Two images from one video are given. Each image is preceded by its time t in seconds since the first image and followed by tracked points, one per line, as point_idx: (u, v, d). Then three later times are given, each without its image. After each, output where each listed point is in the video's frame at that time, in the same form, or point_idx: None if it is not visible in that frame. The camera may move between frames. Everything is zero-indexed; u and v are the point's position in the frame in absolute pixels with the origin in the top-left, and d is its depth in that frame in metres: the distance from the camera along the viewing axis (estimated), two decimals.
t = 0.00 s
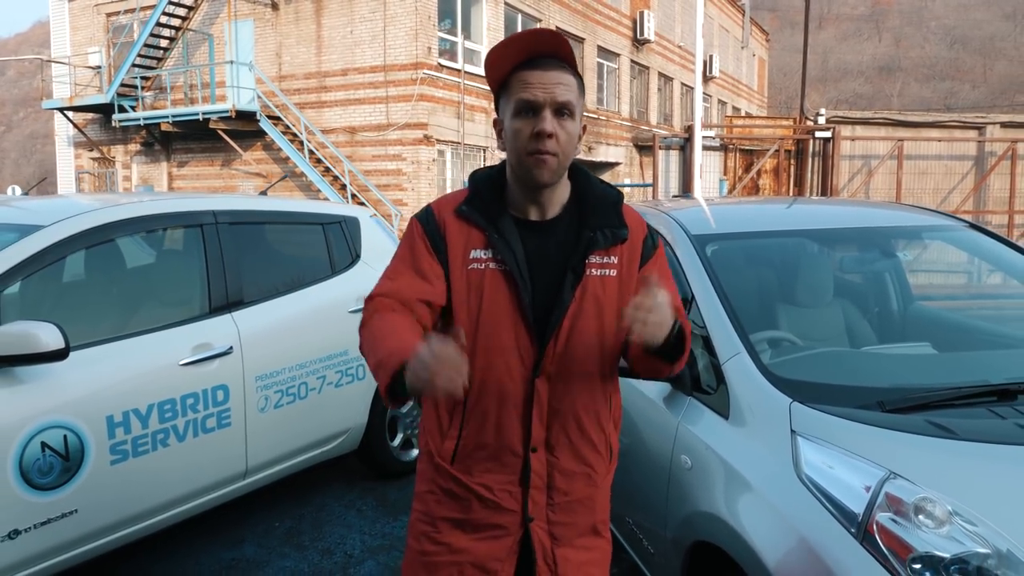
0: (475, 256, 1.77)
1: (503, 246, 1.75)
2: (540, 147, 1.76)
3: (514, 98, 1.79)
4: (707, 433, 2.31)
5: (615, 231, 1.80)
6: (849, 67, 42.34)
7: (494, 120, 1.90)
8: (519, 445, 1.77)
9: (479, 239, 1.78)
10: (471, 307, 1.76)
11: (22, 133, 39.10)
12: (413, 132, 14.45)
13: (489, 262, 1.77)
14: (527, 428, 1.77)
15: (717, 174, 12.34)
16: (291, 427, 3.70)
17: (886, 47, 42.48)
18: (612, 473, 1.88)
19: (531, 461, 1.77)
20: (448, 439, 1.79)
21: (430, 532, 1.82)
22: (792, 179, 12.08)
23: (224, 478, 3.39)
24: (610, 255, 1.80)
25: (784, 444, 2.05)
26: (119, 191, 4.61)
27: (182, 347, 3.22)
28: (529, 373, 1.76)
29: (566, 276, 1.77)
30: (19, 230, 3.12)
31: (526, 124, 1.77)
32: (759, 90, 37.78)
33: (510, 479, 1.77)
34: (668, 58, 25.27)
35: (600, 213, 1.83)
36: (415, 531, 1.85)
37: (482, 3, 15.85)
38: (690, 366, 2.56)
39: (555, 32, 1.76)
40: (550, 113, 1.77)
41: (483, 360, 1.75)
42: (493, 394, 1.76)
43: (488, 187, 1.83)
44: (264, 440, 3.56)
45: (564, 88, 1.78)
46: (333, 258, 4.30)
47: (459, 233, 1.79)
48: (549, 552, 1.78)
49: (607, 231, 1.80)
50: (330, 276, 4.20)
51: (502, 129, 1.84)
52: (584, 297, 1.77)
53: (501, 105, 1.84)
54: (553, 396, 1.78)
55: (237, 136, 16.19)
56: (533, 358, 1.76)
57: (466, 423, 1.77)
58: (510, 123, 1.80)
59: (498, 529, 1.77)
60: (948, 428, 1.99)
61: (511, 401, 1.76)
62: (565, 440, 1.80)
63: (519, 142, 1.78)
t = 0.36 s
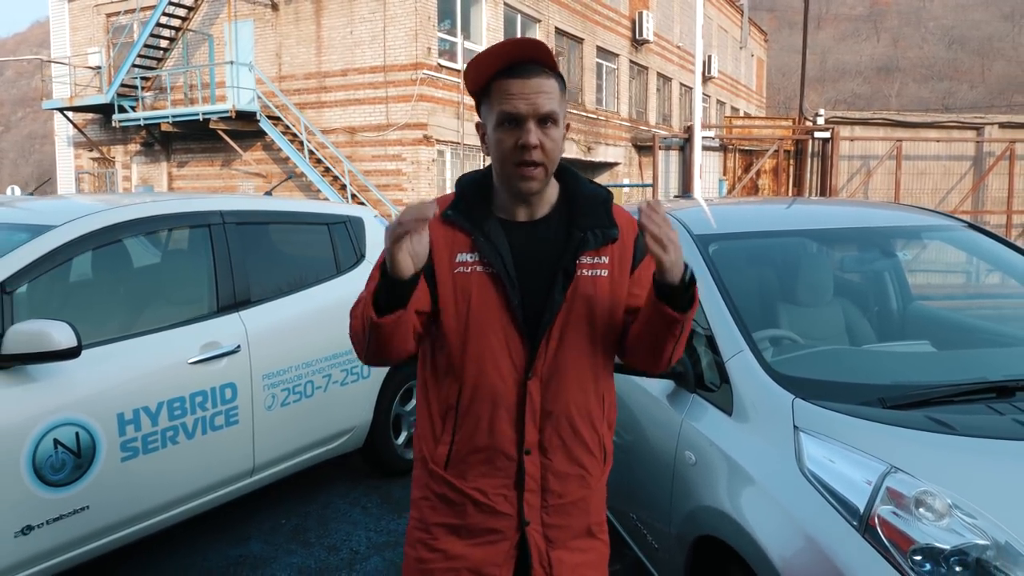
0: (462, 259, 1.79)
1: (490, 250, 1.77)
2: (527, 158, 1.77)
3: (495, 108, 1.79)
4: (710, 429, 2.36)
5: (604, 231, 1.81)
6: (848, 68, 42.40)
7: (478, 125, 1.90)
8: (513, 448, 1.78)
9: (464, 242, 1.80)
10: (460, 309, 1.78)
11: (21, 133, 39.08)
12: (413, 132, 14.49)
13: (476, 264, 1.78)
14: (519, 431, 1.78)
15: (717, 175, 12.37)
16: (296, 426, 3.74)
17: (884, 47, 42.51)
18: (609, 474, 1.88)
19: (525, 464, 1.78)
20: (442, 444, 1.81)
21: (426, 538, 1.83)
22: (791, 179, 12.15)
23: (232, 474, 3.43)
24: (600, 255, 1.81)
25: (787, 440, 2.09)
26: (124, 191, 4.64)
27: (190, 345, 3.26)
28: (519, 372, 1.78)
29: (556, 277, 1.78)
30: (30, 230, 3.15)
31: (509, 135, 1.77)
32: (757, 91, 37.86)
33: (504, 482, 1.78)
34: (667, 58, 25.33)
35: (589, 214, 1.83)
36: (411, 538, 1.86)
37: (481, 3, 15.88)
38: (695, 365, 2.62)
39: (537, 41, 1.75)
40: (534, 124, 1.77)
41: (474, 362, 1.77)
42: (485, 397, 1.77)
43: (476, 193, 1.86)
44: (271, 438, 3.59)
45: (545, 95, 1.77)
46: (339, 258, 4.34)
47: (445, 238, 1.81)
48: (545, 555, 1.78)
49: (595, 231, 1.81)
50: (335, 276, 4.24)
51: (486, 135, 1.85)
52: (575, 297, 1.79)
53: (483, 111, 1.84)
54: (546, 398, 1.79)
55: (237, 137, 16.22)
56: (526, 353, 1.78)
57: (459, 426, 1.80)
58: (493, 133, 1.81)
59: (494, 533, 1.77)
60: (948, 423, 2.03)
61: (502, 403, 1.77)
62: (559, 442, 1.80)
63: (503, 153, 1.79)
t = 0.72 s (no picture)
0: (424, 270, 1.71)
1: (454, 258, 1.68)
2: (484, 150, 1.72)
3: (448, 99, 1.73)
4: (711, 429, 2.37)
5: (570, 228, 1.75)
6: (846, 67, 42.37)
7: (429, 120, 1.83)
8: (493, 463, 1.71)
9: (425, 252, 1.72)
10: (426, 322, 1.70)
11: (19, 133, 39.09)
12: (412, 133, 14.50)
13: (440, 275, 1.70)
14: (497, 445, 1.71)
15: (716, 174, 12.41)
16: (298, 425, 3.75)
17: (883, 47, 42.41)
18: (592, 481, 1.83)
19: (507, 479, 1.71)
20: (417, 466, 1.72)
21: (410, 564, 1.75)
22: (790, 180, 12.19)
23: (234, 474, 3.44)
24: (569, 254, 1.75)
25: (788, 439, 2.10)
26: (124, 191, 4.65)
27: (193, 346, 3.27)
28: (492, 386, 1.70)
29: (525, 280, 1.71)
30: (33, 231, 3.15)
31: (465, 127, 1.72)
32: (756, 90, 37.89)
33: (487, 499, 1.71)
34: (666, 58, 25.37)
35: (552, 211, 1.79)
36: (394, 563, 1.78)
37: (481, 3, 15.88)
38: (696, 364, 2.64)
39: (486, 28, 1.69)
40: (489, 113, 1.71)
41: (445, 378, 1.69)
42: (460, 413, 1.69)
43: (433, 195, 1.78)
44: (272, 437, 3.60)
45: (499, 83, 1.72)
46: (340, 258, 4.35)
47: (404, 250, 1.72)
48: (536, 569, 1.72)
49: (561, 230, 1.75)
50: (336, 275, 4.25)
51: (439, 130, 1.78)
52: (546, 299, 1.71)
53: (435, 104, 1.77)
54: (523, 409, 1.71)
55: (236, 136, 16.22)
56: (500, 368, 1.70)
57: (435, 444, 1.71)
58: (446, 126, 1.74)
59: (481, 555, 1.71)
60: (948, 422, 2.04)
61: (479, 419, 1.69)
62: (540, 453, 1.73)
63: (459, 147, 1.73)
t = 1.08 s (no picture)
0: (383, 282, 1.67)
1: (413, 269, 1.64)
2: (442, 151, 1.67)
3: (403, 96, 1.68)
4: (706, 432, 2.34)
5: (537, 230, 1.71)
6: (843, 67, 42.30)
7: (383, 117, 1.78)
8: (463, 481, 1.68)
9: (383, 263, 1.68)
10: (388, 336, 1.67)
11: (15, 133, 39.03)
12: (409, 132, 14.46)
13: (399, 286, 1.67)
14: (468, 461, 1.68)
15: (712, 174, 12.51)
16: (290, 428, 3.72)
17: (879, 46, 42.25)
18: (570, 492, 1.80)
19: (479, 496, 1.68)
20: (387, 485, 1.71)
21: None
22: (787, 179, 12.17)
23: (226, 477, 3.40)
24: (536, 259, 1.71)
25: (783, 442, 2.08)
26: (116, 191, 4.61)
27: (183, 347, 3.24)
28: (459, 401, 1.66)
29: (491, 289, 1.67)
30: (22, 231, 3.11)
31: (422, 127, 1.67)
32: (753, 90, 37.89)
33: (460, 518, 1.69)
34: (664, 58, 25.34)
35: (519, 213, 1.74)
36: None
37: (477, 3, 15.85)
38: (691, 366, 2.61)
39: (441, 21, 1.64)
40: (446, 113, 1.67)
41: (409, 394, 1.66)
42: (427, 430, 1.66)
43: (388, 200, 1.73)
44: (264, 440, 3.57)
45: (456, 79, 1.67)
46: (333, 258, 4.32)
47: (362, 261, 1.68)
48: None
49: (527, 235, 1.70)
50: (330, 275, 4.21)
51: (394, 130, 1.74)
52: (513, 306, 1.68)
53: (390, 102, 1.72)
54: (493, 423, 1.68)
55: (232, 136, 16.18)
56: (465, 382, 1.67)
57: (404, 463, 1.69)
58: (401, 127, 1.70)
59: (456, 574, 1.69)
60: (946, 427, 2.01)
61: (447, 436, 1.67)
62: (512, 469, 1.70)
63: (417, 149, 1.68)
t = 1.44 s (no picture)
0: (366, 283, 1.61)
1: (398, 269, 1.58)
2: (432, 146, 1.61)
3: (392, 87, 1.61)
4: (710, 435, 2.27)
5: (530, 229, 1.65)
6: (850, 63, 42.02)
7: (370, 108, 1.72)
8: (450, 493, 1.62)
9: (367, 262, 1.62)
10: (371, 340, 1.61)
11: (23, 132, 39.21)
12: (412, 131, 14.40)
13: (384, 287, 1.60)
14: (456, 471, 1.62)
15: (718, 171, 12.47)
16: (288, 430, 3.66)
17: (887, 43, 41.70)
18: (563, 503, 1.73)
19: (468, 509, 1.62)
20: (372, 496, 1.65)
21: None
22: (793, 177, 12.07)
23: (222, 479, 3.35)
24: (529, 259, 1.64)
25: (790, 447, 2.01)
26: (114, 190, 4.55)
27: (179, 347, 3.18)
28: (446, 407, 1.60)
29: (480, 291, 1.61)
30: (15, 230, 3.05)
31: (412, 120, 1.60)
32: (759, 87, 37.77)
33: (448, 532, 1.63)
34: (669, 55, 25.24)
35: (511, 211, 1.68)
36: None
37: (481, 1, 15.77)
38: (694, 368, 2.54)
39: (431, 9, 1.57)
40: (436, 106, 1.60)
41: (395, 400, 1.60)
42: (413, 439, 1.60)
43: (371, 196, 1.67)
44: (261, 442, 3.52)
45: (448, 71, 1.61)
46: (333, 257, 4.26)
47: (344, 260, 1.62)
48: None
49: (519, 234, 1.64)
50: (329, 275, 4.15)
51: (381, 123, 1.67)
52: (503, 309, 1.61)
53: (377, 93, 1.65)
54: (482, 431, 1.62)
55: (236, 135, 16.15)
56: (452, 387, 1.61)
57: (389, 473, 1.62)
58: (388, 119, 1.63)
59: None
60: (959, 431, 1.94)
61: (434, 444, 1.60)
62: (502, 480, 1.64)
63: (405, 143, 1.62)
